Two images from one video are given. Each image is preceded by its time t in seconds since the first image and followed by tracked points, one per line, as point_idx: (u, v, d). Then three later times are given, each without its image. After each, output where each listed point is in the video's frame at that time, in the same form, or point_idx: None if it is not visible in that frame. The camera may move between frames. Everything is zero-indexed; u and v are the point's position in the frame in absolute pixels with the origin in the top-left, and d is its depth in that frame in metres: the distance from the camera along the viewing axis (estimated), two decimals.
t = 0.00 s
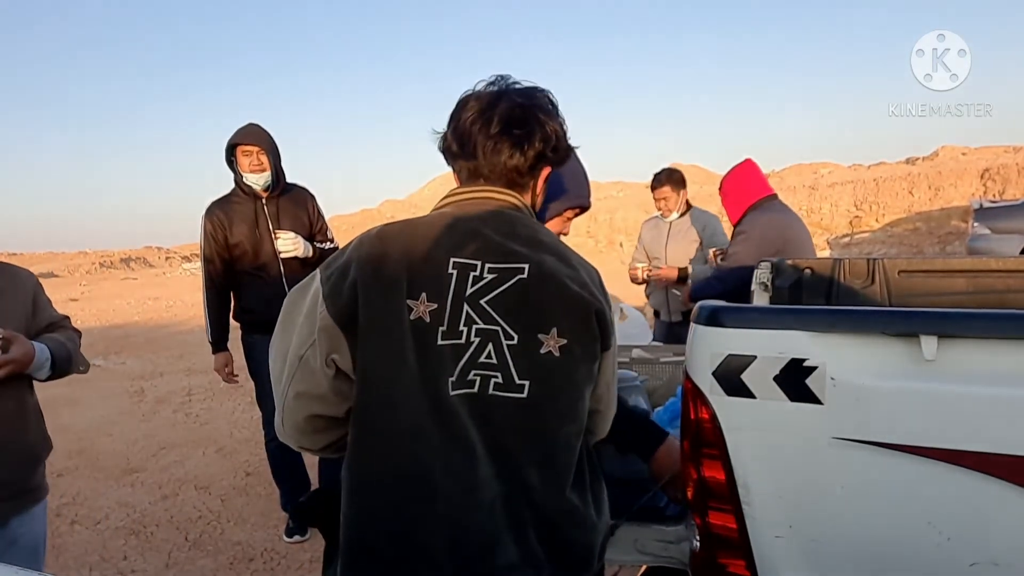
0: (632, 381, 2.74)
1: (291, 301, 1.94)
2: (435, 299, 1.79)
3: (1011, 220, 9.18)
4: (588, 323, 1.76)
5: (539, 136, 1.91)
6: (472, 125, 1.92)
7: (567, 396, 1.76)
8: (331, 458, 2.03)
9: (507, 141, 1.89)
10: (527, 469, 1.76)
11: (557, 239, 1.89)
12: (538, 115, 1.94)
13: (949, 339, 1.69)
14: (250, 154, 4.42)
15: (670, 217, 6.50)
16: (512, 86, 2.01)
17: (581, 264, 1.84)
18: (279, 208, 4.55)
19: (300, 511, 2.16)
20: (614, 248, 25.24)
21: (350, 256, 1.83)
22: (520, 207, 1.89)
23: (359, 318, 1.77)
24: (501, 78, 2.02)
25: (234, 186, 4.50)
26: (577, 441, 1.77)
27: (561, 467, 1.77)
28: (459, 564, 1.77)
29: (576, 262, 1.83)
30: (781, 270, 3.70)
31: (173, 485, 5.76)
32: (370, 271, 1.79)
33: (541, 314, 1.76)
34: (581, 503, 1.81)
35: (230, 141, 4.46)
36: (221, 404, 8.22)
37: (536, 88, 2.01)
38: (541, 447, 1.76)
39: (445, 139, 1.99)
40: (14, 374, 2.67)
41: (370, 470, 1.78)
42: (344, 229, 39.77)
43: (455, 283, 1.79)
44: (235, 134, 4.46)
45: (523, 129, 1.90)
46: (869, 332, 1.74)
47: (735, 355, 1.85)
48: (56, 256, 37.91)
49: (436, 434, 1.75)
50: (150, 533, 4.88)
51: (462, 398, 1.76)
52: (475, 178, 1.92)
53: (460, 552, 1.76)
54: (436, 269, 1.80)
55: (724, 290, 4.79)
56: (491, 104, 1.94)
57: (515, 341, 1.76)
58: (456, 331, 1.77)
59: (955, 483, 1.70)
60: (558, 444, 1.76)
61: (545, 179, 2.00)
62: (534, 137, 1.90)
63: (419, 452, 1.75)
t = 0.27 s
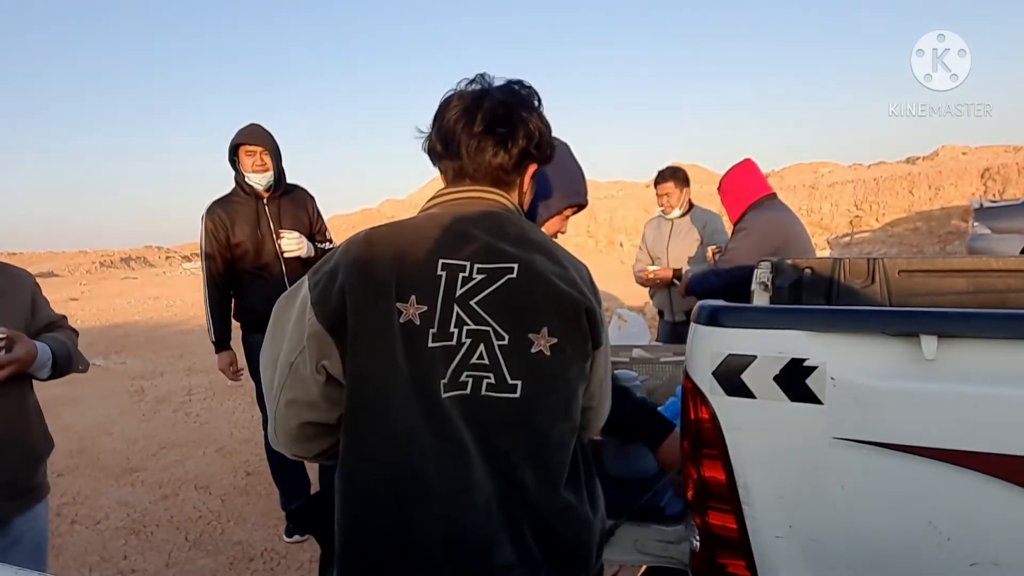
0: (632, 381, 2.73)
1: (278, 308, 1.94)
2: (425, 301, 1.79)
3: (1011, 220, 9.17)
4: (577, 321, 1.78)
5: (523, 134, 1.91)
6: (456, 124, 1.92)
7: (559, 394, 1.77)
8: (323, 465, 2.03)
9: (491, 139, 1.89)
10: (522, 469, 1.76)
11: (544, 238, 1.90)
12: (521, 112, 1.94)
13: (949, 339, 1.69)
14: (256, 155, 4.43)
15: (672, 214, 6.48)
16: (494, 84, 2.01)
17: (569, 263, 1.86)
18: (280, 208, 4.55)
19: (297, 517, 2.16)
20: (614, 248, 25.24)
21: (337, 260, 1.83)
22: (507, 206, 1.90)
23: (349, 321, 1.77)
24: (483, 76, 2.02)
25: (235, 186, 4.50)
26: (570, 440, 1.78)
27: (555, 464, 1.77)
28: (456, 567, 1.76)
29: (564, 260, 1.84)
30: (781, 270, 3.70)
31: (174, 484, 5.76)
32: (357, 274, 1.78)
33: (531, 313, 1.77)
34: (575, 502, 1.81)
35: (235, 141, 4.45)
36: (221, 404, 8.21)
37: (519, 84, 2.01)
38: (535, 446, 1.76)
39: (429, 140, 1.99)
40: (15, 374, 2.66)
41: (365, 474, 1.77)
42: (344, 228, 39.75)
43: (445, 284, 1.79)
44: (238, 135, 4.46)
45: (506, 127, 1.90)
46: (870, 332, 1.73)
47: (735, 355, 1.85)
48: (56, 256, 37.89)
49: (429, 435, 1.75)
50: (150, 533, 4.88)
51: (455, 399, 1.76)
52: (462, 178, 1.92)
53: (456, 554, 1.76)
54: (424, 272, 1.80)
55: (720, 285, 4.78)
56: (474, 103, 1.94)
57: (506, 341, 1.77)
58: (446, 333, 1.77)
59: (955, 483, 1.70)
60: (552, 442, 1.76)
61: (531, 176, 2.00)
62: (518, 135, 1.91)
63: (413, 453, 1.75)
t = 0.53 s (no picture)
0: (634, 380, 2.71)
1: (272, 312, 1.96)
2: (416, 299, 1.78)
3: (1011, 220, 9.16)
4: (569, 315, 1.77)
5: (509, 133, 1.91)
6: (443, 125, 1.92)
7: (553, 389, 1.75)
8: (322, 470, 2.05)
9: (477, 139, 1.89)
10: (519, 466, 1.75)
11: (536, 234, 1.89)
12: (507, 112, 1.94)
13: (949, 339, 1.69)
14: (264, 156, 4.43)
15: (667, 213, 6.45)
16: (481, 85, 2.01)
17: (561, 258, 1.85)
18: (280, 209, 4.56)
19: (302, 518, 2.17)
20: (614, 247, 25.24)
21: (328, 261, 1.84)
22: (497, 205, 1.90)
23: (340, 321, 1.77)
24: (470, 77, 2.03)
25: (236, 186, 4.49)
26: (565, 435, 1.77)
27: (552, 461, 1.76)
28: (457, 566, 1.76)
29: (555, 256, 1.83)
30: (781, 270, 3.70)
31: (173, 485, 5.76)
32: (346, 275, 1.79)
33: (523, 309, 1.76)
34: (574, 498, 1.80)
35: (240, 141, 4.44)
36: (221, 404, 8.21)
37: (506, 84, 2.01)
38: (530, 443, 1.75)
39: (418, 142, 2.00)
40: (14, 374, 2.66)
41: (361, 473, 1.78)
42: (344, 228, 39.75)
43: (435, 282, 1.79)
44: (240, 134, 4.45)
45: (492, 127, 1.90)
46: (870, 331, 1.73)
47: (734, 355, 1.84)
48: (56, 256, 37.92)
49: (424, 433, 1.75)
50: (150, 533, 4.87)
51: (449, 397, 1.75)
52: (450, 179, 1.93)
53: (456, 553, 1.75)
54: (415, 270, 1.80)
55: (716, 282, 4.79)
56: (460, 103, 1.94)
57: (499, 337, 1.76)
58: (439, 331, 1.77)
59: (955, 483, 1.70)
60: (548, 439, 1.75)
61: (520, 176, 2.00)
62: (504, 135, 1.91)
63: (407, 452, 1.74)
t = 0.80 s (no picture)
0: (632, 381, 2.71)
1: (266, 318, 1.97)
2: (408, 299, 1.78)
3: (1011, 220, 9.16)
4: (562, 310, 1.77)
5: (498, 133, 1.92)
6: (432, 124, 1.93)
7: (549, 385, 1.76)
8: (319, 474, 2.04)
9: (467, 139, 1.90)
10: (518, 463, 1.74)
11: (526, 231, 1.89)
12: (497, 112, 1.95)
13: (949, 339, 1.68)
14: (273, 158, 4.44)
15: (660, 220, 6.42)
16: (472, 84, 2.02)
17: (553, 254, 1.85)
18: (281, 210, 4.56)
19: (302, 521, 2.16)
20: (614, 247, 25.24)
21: (318, 263, 1.84)
22: (487, 204, 1.91)
23: (332, 322, 1.77)
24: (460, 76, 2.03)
25: (239, 186, 4.48)
26: (563, 430, 1.77)
27: (551, 456, 1.76)
28: (458, 566, 1.75)
29: (547, 252, 1.84)
30: (781, 270, 3.70)
31: (173, 485, 5.76)
32: (337, 276, 1.79)
33: (515, 306, 1.76)
34: (573, 495, 1.80)
35: (247, 142, 4.43)
36: (221, 404, 8.21)
37: (496, 83, 2.02)
38: (528, 440, 1.75)
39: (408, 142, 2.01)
40: (13, 375, 2.66)
41: (359, 474, 1.77)
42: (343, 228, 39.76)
43: (427, 282, 1.79)
44: (245, 135, 4.45)
45: (482, 126, 1.91)
46: (870, 331, 1.73)
47: (734, 355, 1.84)
48: (55, 256, 37.91)
49: (420, 432, 1.74)
50: (149, 533, 4.87)
51: (444, 396, 1.75)
52: (439, 178, 1.93)
53: (457, 552, 1.75)
54: (406, 270, 1.80)
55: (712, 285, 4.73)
56: (450, 102, 1.95)
57: (492, 335, 1.76)
58: (432, 330, 1.76)
59: (955, 483, 1.70)
60: (546, 435, 1.75)
61: (510, 175, 2.01)
62: (493, 134, 1.92)
63: (404, 452, 1.74)
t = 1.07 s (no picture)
0: (631, 382, 2.71)
1: (261, 324, 1.97)
2: (404, 304, 1.78)
3: (1011, 220, 9.17)
4: (558, 312, 1.78)
5: (493, 133, 1.92)
6: (426, 124, 1.92)
7: (547, 386, 1.77)
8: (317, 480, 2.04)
9: (462, 139, 1.90)
10: (519, 465, 1.75)
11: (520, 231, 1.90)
12: (491, 110, 1.94)
13: (949, 340, 1.69)
14: (277, 159, 4.45)
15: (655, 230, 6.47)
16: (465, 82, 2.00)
17: (549, 255, 1.86)
18: (282, 211, 4.57)
19: (296, 526, 2.17)
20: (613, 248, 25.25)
21: (313, 268, 1.83)
22: (480, 204, 1.91)
23: (328, 327, 1.77)
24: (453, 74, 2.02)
25: (242, 187, 4.48)
26: (562, 432, 1.78)
27: (551, 457, 1.77)
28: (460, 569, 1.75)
29: (542, 253, 1.85)
30: (781, 270, 3.71)
31: (173, 485, 5.76)
32: (332, 281, 1.78)
33: (513, 308, 1.77)
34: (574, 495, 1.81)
35: (250, 143, 4.42)
36: (221, 405, 8.22)
37: (488, 81, 2.00)
38: (528, 441, 1.76)
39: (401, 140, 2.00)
40: (12, 375, 2.66)
41: (358, 479, 1.77)
42: (343, 229, 39.78)
43: (423, 285, 1.78)
44: (247, 136, 4.45)
45: (476, 126, 1.91)
46: (870, 332, 1.73)
47: (734, 355, 1.85)
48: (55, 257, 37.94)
49: (419, 436, 1.74)
50: (149, 534, 4.87)
51: (443, 400, 1.75)
52: (434, 178, 1.93)
53: (459, 554, 1.75)
54: (401, 274, 1.80)
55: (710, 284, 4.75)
56: (444, 101, 1.94)
57: (489, 337, 1.76)
58: (429, 334, 1.76)
59: (955, 483, 1.70)
60: (546, 436, 1.76)
61: (504, 174, 2.01)
62: (488, 134, 1.91)
63: (403, 455, 1.74)
